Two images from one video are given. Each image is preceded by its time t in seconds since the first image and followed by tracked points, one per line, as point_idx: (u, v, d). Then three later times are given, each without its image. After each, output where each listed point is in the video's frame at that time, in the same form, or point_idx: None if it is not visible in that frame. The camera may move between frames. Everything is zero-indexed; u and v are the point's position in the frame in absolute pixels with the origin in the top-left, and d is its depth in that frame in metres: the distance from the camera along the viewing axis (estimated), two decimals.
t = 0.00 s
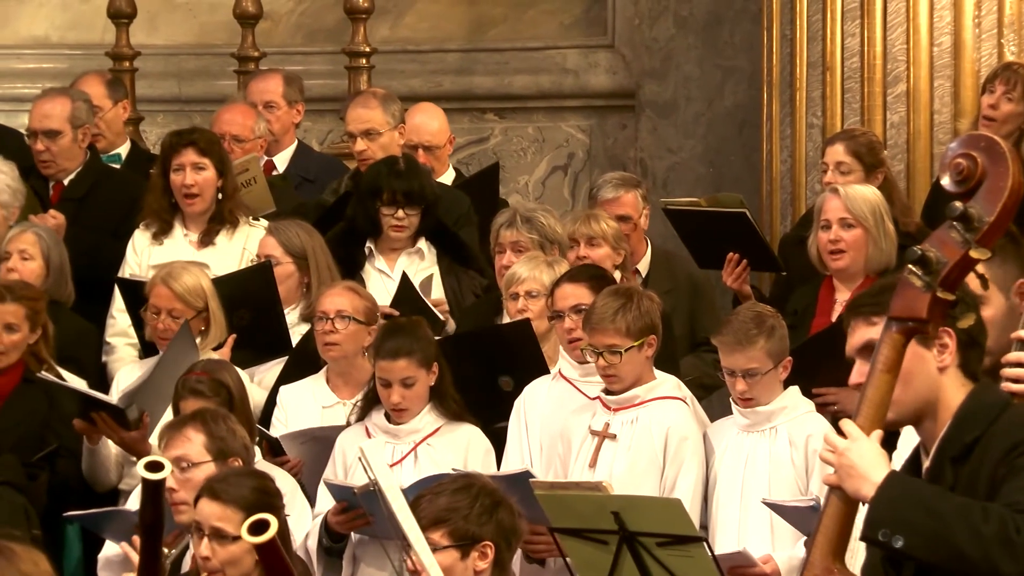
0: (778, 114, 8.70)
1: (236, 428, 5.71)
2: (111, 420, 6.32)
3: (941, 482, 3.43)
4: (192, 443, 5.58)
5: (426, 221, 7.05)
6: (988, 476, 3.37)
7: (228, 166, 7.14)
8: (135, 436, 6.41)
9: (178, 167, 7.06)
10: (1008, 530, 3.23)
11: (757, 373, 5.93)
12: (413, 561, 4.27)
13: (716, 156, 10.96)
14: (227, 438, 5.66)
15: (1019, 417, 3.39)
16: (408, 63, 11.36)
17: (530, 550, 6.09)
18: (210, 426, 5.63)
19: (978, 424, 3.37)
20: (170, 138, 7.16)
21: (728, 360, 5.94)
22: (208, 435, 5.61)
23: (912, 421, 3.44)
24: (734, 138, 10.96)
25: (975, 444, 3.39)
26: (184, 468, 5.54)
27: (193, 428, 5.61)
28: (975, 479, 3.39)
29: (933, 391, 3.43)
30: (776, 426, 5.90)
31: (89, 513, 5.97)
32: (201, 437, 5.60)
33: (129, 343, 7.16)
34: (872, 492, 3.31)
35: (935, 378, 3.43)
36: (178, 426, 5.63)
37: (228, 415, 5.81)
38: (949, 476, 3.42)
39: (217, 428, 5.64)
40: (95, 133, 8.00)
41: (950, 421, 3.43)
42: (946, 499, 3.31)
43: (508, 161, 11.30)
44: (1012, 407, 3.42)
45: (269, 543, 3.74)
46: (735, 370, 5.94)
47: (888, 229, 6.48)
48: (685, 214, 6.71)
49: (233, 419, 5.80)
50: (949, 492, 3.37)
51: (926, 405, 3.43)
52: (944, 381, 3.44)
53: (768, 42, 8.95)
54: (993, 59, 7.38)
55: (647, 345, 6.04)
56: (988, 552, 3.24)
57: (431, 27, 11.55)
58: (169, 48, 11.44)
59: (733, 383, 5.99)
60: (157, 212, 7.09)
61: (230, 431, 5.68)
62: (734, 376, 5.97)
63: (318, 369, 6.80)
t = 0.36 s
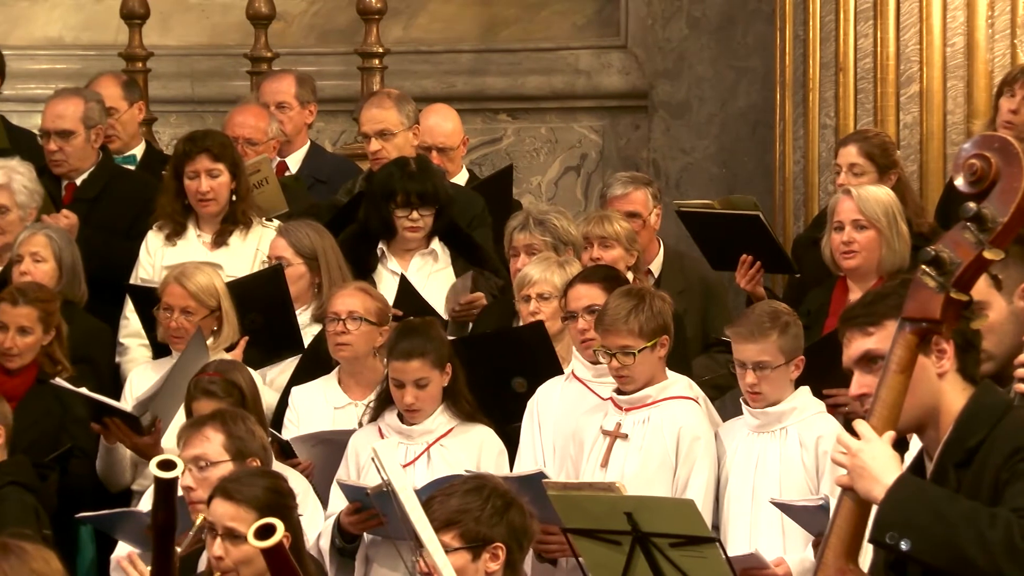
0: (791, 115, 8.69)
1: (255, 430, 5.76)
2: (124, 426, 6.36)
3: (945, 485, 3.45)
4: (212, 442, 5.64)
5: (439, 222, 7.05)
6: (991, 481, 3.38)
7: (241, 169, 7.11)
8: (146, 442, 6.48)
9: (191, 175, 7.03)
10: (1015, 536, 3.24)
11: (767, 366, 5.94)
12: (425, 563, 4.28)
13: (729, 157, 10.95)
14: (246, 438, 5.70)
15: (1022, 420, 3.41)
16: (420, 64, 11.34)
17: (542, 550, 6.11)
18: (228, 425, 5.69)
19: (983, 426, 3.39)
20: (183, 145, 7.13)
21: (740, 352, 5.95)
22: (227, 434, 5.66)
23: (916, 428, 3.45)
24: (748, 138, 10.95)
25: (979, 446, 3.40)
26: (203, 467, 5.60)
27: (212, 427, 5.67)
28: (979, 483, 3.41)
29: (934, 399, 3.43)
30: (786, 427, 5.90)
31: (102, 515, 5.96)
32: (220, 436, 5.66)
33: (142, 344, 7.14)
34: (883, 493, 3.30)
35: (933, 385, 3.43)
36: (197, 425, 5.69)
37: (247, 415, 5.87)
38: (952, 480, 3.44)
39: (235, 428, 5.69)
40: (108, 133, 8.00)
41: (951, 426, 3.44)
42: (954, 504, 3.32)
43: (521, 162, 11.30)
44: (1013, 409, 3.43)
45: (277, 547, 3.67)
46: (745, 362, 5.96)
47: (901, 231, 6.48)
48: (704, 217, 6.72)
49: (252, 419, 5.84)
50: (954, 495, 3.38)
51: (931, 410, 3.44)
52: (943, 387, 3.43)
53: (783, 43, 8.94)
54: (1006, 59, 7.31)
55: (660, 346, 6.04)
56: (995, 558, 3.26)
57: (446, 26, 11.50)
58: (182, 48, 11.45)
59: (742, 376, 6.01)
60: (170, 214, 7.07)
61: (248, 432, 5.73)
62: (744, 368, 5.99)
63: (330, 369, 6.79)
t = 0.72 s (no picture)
0: (815, 117, 8.68)
1: (283, 430, 5.75)
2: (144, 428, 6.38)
3: (977, 482, 3.42)
4: (239, 443, 5.65)
5: (465, 224, 7.07)
6: None
7: (266, 170, 7.10)
8: (168, 445, 6.46)
9: (216, 176, 7.02)
10: None
11: (791, 354, 5.95)
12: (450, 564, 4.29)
13: (753, 157, 10.89)
14: (274, 440, 5.70)
15: None
16: (444, 65, 11.32)
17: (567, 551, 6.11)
18: (256, 426, 5.68)
19: (1017, 425, 3.35)
20: (208, 145, 7.10)
21: (767, 336, 5.99)
22: (254, 435, 5.66)
23: (949, 414, 3.43)
24: (773, 138, 10.86)
25: (1013, 444, 3.37)
26: (230, 468, 5.61)
27: (240, 428, 5.67)
28: (1012, 481, 3.36)
29: (972, 385, 3.41)
30: (810, 429, 5.91)
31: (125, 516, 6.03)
32: (248, 437, 5.66)
33: (167, 345, 7.12)
34: (908, 492, 3.30)
35: (974, 371, 3.41)
36: (224, 426, 5.69)
37: (274, 416, 5.87)
38: (986, 477, 3.41)
39: (263, 428, 5.69)
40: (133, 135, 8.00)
41: (986, 420, 3.43)
42: (983, 502, 3.32)
43: (545, 163, 11.31)
44: None
45: (303, 548, 3.68)
46: (769, 349, 5.97)
47: (926, 231, 6.46)
48: (725, 216, 6.76)
49: (281, 421, 5.84)
50: (984, 493, 3.35)
51: (959, 400, 3.42)
52: (984, 378, 3.43)
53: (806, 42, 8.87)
54: None
55: (685, 345, 6.04)
56: None
57: (469, 28, 11.49)
58: (206, 50, 11.46)
59: (765, 361, 6.01)
60: (195, 215, 7.07)
61: (276, 433, 5.72)
62: (768, 354, 6.00)
63: (355, 370, 6.84)
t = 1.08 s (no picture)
0: (839, 117, 8.68)
1: (308, 431, 5.75)
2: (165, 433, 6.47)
3: (1011, 486, 3.55)
4: (265, 444, 5.64)
5: (489, 223, 7.06)
6: None
7: (290, 171, 7.09)
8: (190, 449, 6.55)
9: (240, 177, 7.01)
10: None
11: (818, 354, 5.96)
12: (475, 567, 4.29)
13: (777, 158, 10.86)
14: (300, 441, 5.70)
15: None
16: (469, 65, 11.28)
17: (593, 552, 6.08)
18: (281, 428, 5.68)
19: None
20: (232, 146, 7.08)
21: (794, 335, 6.01)
22: (279, 437, 5.66)
23: (986, 409, 3.61)
24: (796, 139, 10.87)
25: None
26: (256, 469, 5.60)
27: (266, 430, 5.67)
28: None
29: (1012, 378, 3.60)
30: (835, 430, 5.91)
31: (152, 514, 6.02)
32: (273, 438, 5.66)
33: (191, 346, 7.09)
34: (935, 494, 3.44)
35: (1014, 364, 3.61)
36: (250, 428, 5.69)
37: (300, 416, 5.87)
38: (1018, 480, 3.53)
39: (288, 431, 5.68)
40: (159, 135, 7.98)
41: None
42: (1012, 504, 3.47)
43: (569, 163, 11.25)
44: None
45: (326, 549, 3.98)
46: (796, 348, 5.98)
47: (949, 232, 6.44)
48: (746, 216, 6.78)
49: (307, 422, 5.84)
50: (1012, 496, 3.50)
51: (994, 393, 3.59)
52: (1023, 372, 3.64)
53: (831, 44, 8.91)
54: None
55: (708, 345, 6.03)
56: None
57: (492, 29, 11.41)
58: (232, 50, 11.37)
59: (792, 360, 6.02)
60: (219, 216, 7.06)
61: (302, 433, 5.73)
62: (795, 353, 6.01)
63: (380, 370, 6.84)
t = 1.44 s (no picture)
0: (864, 118, 8.68)
1: (337, 431, 5.76)
2: (190, 433, 6.52)
3: None
4: (296, 448, 5.65)
5: (514, 223, 7.07)
6: None
7: (313, 171, 7.06)
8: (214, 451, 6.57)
9: (263, 178, 6.99)
10: None
11: (847, 354, 5.95)
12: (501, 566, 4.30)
13: (802, 158, 10.89)
14: (331, 442, 5.70)
15: None
16: (494, 65, 11.26)
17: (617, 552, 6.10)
18: (314, 429, 5.70)
19: None
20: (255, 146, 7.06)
21: (823, 335, 5.99)
22: (311, 439, 5.67)
23: (1012, 413, 3.71)
24: (820, 139, 10.87)
25: None
26: (287, 473, 5.59)
27: (297, 432, 5.68)
28: None
29: None
30: (863, 430, 5.90)
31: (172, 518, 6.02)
32: (305, 441, 5.67)
33: (216, 347, 7.17)
34: (965, 495, 3.53)
35: None
36: (279, 430, 5.71)
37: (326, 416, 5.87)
38: None
39: (319, 432, 5.70)
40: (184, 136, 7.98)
41: None
42: None
43: (593, 163, 11.24)
44: None
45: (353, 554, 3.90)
46: (825, 349, 5.97)
47: (973, 230, 6.43)
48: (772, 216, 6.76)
49: (336, 422, 5.84)
50: None
51: (1020, 400, 3.70)
52: None
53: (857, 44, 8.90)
54: None
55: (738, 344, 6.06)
56: None
57: (518, 30, 11.43)
58: (256, 50, 11.37)
59: (821, 361, 6.01)
60: (243, 217, 7.05)
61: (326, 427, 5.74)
62: (824, 354, 5.99)
63: (405, 369, 6.81)
